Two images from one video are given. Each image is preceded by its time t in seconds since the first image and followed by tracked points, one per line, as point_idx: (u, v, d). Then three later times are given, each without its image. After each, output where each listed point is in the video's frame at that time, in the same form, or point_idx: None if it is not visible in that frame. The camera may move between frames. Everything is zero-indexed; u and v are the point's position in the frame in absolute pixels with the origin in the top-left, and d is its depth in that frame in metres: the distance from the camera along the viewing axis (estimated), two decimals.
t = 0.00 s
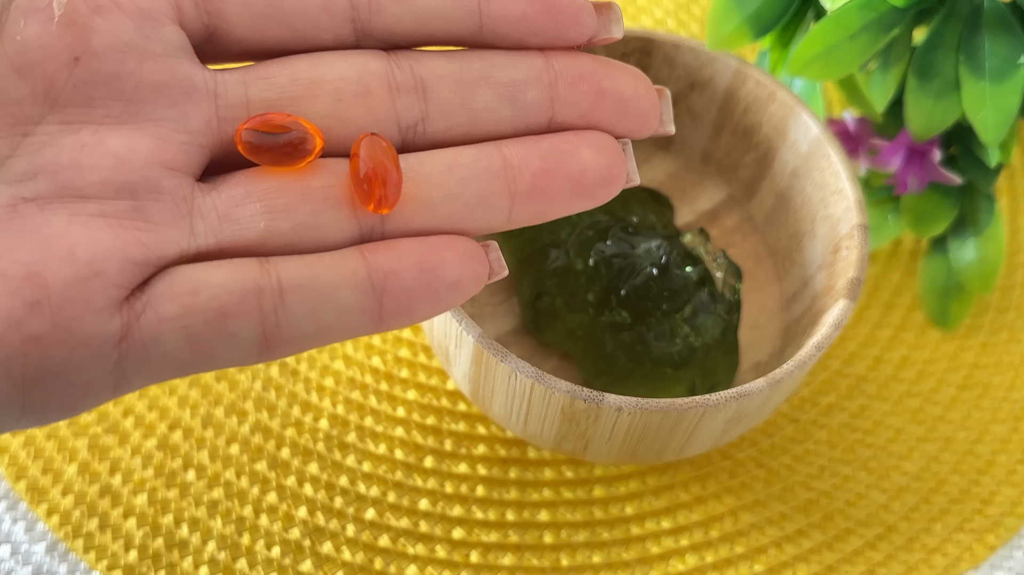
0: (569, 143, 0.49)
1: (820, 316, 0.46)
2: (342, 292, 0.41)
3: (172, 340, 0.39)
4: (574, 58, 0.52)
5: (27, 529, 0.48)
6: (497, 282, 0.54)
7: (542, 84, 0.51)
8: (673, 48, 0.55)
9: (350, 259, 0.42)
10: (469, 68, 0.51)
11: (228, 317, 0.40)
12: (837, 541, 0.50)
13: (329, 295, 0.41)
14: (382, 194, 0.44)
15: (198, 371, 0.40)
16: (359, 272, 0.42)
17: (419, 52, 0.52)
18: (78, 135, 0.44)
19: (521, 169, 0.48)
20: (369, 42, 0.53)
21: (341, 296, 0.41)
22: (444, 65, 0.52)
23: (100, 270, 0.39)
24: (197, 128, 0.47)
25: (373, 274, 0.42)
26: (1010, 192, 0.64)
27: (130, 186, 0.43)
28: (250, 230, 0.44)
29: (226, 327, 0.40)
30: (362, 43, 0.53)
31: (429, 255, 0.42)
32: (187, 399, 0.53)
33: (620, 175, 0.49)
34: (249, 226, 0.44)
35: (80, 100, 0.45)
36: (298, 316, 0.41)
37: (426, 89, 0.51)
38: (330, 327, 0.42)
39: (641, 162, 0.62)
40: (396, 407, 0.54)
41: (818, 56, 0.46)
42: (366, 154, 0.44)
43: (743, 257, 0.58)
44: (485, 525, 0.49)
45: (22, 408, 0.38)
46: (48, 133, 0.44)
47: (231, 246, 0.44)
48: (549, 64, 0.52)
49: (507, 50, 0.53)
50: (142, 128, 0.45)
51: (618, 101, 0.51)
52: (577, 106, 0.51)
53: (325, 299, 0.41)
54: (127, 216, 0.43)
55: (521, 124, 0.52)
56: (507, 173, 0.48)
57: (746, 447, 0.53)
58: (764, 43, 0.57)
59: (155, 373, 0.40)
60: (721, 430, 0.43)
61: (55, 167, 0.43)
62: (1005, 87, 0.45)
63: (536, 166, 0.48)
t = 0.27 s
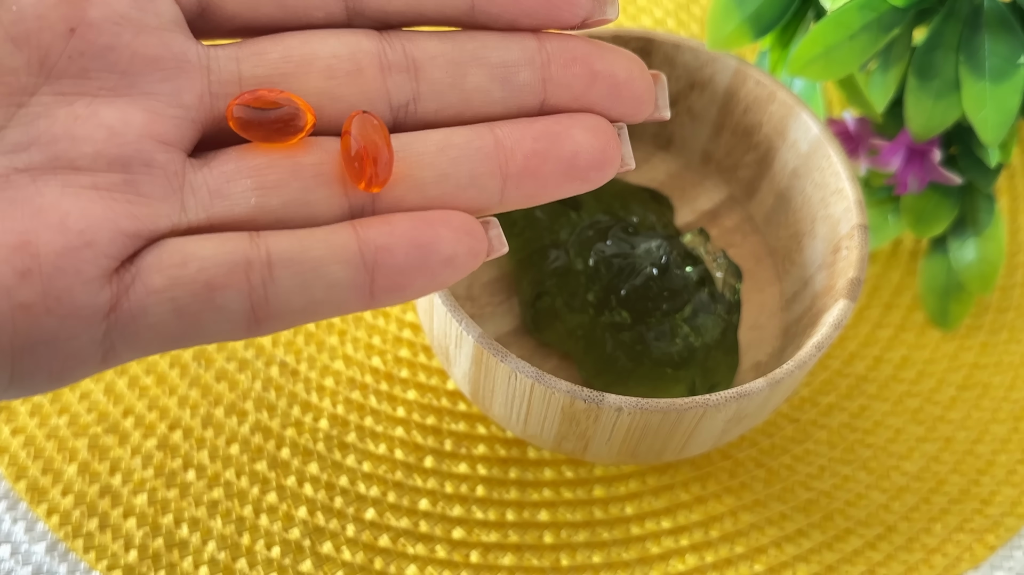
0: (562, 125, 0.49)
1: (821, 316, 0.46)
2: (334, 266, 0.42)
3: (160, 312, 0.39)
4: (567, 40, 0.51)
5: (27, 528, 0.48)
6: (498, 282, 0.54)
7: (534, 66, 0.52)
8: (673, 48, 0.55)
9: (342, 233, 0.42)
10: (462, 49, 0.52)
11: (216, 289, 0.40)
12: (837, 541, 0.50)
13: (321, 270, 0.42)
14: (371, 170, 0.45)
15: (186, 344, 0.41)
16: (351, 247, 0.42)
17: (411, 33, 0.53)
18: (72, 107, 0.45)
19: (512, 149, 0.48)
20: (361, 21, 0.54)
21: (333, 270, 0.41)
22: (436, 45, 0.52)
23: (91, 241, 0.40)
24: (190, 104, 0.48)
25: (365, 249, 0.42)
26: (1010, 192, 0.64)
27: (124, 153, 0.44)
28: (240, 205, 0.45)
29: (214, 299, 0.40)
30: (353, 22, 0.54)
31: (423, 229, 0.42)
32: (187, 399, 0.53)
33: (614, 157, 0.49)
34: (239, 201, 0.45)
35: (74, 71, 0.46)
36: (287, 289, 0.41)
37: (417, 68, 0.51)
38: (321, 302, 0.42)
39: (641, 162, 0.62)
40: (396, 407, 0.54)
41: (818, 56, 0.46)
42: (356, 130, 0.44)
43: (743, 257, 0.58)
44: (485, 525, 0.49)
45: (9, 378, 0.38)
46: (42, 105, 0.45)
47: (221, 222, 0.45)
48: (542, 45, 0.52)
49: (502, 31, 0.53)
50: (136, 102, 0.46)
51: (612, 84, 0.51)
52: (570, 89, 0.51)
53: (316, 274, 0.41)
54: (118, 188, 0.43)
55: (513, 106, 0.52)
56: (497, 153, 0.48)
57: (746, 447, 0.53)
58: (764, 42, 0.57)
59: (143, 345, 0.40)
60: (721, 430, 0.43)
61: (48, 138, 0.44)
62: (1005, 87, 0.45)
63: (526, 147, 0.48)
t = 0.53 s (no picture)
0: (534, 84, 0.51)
1: (821, 317, 0.46)
2: (286, 202, 0.43)
3: (108, 240, 0.42)
4: None
5: (28, 529, 0.48)
6: (498, 282, 0.55)
7: (504, 21, 0.54)
8: (673, 48, 0.55)
9: (297, 168, 0.44)
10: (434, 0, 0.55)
11: (165, 219, 0.42)
12: (837, 541, 0.50)
13: (274, 205, 0.43)
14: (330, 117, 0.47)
15: (135, 272, 0.43)
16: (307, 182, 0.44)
17: None
18: (35, 35, 0.49)
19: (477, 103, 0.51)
20: None
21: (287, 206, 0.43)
22: None
23: (44, 165, 0.42)
24: (154, 40, 0.51)
25: (318, 183, 0.43)
26: (1010, 193, 0.64)
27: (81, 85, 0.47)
28: (198, 142, 0.48)
29: (162, 228, 0.42)
30: None
31: (379, 167, 0.43)
32: (188, 399, 0.53)
33: (582, 118, 0.50)
34: (198, 139, 0.48)
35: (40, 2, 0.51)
36: (237, 223, 0.43)
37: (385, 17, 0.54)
38: (272, 236, 0.43)
39: (641, 162, 0.62)
40: (396, 407, 0.54)
41: (818, 57, 0.46)
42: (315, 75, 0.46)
43: (744, 257, 0.57)
44: (485, 525, 0.49)
45: None
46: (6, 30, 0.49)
47: (176, 155, 0.47)
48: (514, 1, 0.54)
49: None
50: (100, 33, 0.50)
51: (584, 43, 0.53)
52: (540, 46, 0.53)
53: (267, 206, 0.43)
54: (75, 117, 0.46)
55: (481, 60, 0.55)
56: (461, 106, 0.51)
57: (746, 447, 0.53)
58: (764, 43, 0.57)
59: (93, 273, 0.42)
60: (720, 430, 0.43)
61: (9, 65, 0.47)
62: (1005, 87, 0.45)
63: (493, 100, 0.50)
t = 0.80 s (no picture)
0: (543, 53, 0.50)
1: (818, 317, 0.46)
2: (295, 173, 0.42)
3: (113, 226, 0.40)
4: None
5: (30, 528, 0.48)
6: (498, 282, 0.55)
7: None
8: (671, 50, 0.56)
9: (305, 141, 0.43)
10: None
11: (170, 201, 0.41)
12: (835, 540, 0.50)
13: (282, 178, 0.42)
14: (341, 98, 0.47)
15: (143, 258, 0.41)
16: (315, 153, 0.42)
17: None
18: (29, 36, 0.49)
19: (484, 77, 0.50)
20: None
21: (296, 179, 0.42)
22: None
23: (46, 154, 0.41)
24: (151, 35, 0.52)
25: (328, 155, 0.42)
26: (1007, 193, 0.65)
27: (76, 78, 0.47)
28: (199, 129, 0.48)
29: (169, 210, 0.41)
30: None
31: (388, 134, 0.42)
32: (189, 398, 0.53)
33: (601, 88, 0.49)
34: (198, 126, 0.48)
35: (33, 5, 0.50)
36: (245, 199, 0.41)
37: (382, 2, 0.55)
38: (283, 211, 0.42)
39: (640, 163, 0.62)
40: (397, 407, 0.54)
41: (816, 58, 0.47)
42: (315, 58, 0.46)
43: (742, 257, 0.58)
44: (485, 523, 0.49)
45: None
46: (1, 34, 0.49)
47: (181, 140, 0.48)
48: None
49: None
50: (95, 32, 0.51)
51: (591, 13, 0.52)
52: (546, 19, 0.53)
53: (275, 181, 0.42)
54: (76, 109, 0.46)
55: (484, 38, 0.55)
56: (469, 81, 0.50)
57: (744, 446, 0.54)
58: (762, 44, 0.58)
59: (100, 262, 0.41)
60: (719, 429, 0.44)
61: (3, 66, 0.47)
62: (1002, 88, 0.45)
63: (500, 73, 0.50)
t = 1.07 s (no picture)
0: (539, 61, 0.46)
1: (818, 316, 0.46)
2: (293, 177, 0.37)
3: (111, 250, 0.36)
4: None
5: (30, 528, 0.49)
6: (498, 282, 0.55)
7: (488, 14, 0.50)
8: (671, 50, 0.56)
9: (299, 143, 0.38)
10: None
11: (168, 217, 0.36)
12: (834, 539, 0.50)
13: (279, 183, 0.37)
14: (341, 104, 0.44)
15: (148, 281, 0.37)
16: (310, 155, 0.38)
17: None
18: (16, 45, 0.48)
19: (479, 93, 0.47)
20: None
21: (293, 183, 0.37)
22: None
23: (42, 183, 0.36)
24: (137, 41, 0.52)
25: (324, 154, 0.37)
26: (1006, 193, 0.65)
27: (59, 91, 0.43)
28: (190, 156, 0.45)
29: (168, 228, 0.36)
30: None
31: (386, 126, 0.37)
32: (190, 398, 0.54)
33: (600, 96, 0.45)
34: (190, 155, 0.45)
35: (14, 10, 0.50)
36: (244, 208, 0.37)
37: None
38: (285, 219, 0.37)
39: (640, 163, 0.62)
40: (397, 406, 0.54)
41: (816, 58, 0.47)
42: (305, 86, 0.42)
43: (742, 257, 0.58)
44: (486, 523, 0.50)
45: None
46: None
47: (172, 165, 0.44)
48: None
49: None
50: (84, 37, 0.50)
51: (579, 22, 0.49)
52: (532, 33, 0.50)
53: (272, 187, 0.37)
54: (69, 142, 0.41)
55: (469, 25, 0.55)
56: (463, 97, 0.47)
57: (743, 445, 0.54)
58: (761, 44, 0.58)
59: (107, 290, 0.37)
60: (718, 429, 0.44)
61: None
62: (1002, 88, 0.45)
63: (495, 87, 0.46)
